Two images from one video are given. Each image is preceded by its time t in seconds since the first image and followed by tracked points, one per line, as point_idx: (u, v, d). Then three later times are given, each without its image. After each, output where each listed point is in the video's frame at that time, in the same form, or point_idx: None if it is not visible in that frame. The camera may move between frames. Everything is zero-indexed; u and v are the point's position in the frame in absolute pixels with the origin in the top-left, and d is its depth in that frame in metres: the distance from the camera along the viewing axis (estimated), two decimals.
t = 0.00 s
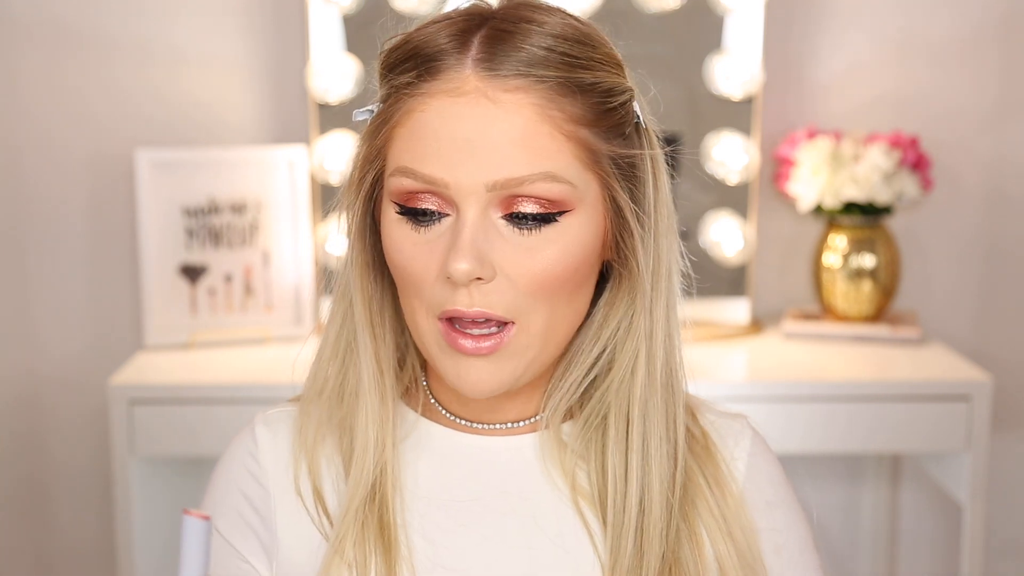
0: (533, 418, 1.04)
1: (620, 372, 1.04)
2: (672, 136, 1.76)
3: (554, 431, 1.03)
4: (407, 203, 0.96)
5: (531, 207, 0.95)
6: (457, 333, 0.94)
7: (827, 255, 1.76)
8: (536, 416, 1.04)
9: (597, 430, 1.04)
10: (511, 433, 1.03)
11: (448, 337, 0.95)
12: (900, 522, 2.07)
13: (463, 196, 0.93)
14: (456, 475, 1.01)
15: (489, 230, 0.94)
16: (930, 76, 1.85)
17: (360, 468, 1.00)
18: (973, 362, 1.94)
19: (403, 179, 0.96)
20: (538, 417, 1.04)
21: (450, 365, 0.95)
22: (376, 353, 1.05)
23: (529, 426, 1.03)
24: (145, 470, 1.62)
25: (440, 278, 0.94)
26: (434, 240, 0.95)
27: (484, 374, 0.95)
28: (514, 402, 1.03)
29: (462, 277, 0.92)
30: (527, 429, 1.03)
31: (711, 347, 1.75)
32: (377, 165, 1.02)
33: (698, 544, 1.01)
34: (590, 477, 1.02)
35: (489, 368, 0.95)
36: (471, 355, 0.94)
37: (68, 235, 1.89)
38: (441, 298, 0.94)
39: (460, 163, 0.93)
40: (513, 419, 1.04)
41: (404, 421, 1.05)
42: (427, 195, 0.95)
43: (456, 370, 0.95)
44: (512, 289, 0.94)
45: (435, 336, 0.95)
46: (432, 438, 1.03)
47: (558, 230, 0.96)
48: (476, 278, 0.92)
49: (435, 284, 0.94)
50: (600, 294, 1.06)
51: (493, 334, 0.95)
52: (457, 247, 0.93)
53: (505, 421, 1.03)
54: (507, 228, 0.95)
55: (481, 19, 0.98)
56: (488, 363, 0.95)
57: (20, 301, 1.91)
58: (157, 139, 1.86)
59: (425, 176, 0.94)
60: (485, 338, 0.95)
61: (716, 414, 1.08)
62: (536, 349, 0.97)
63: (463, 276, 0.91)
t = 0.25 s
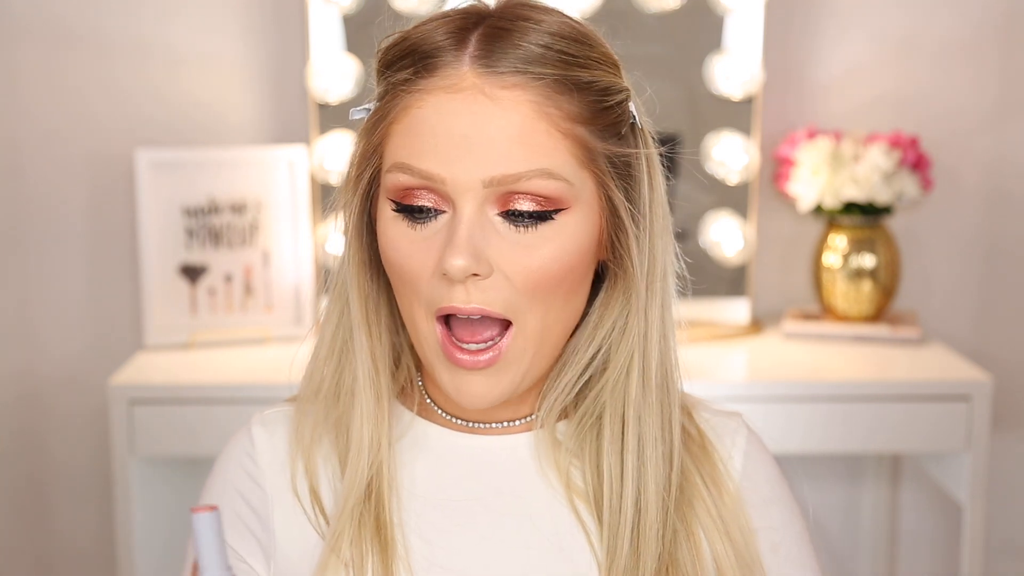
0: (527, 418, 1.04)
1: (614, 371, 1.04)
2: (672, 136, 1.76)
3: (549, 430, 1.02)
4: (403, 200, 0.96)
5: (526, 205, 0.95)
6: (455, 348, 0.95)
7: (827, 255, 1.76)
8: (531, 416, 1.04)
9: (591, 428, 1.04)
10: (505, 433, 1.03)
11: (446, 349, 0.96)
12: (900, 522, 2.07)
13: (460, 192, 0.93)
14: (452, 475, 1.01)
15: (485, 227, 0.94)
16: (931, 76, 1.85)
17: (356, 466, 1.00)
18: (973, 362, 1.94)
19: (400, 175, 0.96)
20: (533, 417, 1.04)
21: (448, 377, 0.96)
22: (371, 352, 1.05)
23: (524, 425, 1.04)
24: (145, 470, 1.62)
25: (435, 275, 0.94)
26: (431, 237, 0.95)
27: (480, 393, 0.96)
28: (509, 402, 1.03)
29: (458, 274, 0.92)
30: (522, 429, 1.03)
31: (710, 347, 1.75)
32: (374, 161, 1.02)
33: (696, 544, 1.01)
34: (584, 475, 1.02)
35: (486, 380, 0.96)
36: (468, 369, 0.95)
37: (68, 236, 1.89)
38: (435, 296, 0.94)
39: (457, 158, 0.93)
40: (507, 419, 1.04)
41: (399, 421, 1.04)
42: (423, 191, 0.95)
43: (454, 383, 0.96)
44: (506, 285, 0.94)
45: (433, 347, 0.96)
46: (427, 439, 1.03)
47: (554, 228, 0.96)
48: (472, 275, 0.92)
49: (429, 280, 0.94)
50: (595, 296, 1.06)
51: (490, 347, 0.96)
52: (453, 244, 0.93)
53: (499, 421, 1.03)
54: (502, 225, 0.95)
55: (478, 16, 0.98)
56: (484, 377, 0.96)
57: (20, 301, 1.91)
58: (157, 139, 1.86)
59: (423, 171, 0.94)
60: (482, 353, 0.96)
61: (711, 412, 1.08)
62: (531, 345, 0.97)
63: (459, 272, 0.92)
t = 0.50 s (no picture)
0: (528, 417, 1.04)
1: (614, 370, 1.05)
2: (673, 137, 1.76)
3: (549, 430, 1.03)
4: (416, 204, 0.96)
5: (542, 209, 0.95)
6: (464, 324, 0.94)
7: (827, 255, 1.76)
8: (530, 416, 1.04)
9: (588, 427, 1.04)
10: (504, 432, 1.03)
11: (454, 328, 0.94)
12: (900, 522, 2.07)
13: (477, 197, 0.93)
14: (449, 474, 1.01)
15: (501, 230, 0.94)
16: (931, 76, 1.85)
17: (353, 464, 1.00)
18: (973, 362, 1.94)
19: (414, 179, 0.95)
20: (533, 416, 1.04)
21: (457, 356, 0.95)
22: (372, 352, 1.05)
23: (525, 424, 1.04)
24: (145, 470, 1.62)
25: (452, 277, 0.94)
26: (446, 241, 0.95)
27: (487, 373, 0.95)
28: (508, 402, 1.04)
29: (477, 278, 0.92)
30: (523, 428, 1.03)
31: (709, 347, 1.75)
32: (380, 165, 1.01)
33: (693, 542, 1.01)
34: (583, 475, 1.02)
35: (496, 364, 0.95)
36: (477, 345, 0.94)
37: (68, 236, 1.89)
38: (452, 297, 0.94)
39: (474, 163, 0.93)
40: (507, 419, 1.04)
41: (399, 420, 1.05)
42: (438, 195, 0.95)
43: (465, 363, 0.95)
44: (522, 288, 0.94)
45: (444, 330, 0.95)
46: (426, 441, 1.03)
47: (568, 232, 0.96)
48: (490, 279, 0.92)
49: (446, 281, 0.94)
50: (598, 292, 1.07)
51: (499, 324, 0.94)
52: (472, 248, 0.93)
53: (499, 421, 1.04)
54: (517, 228, 0.95)
55: (489, 18, 0.97)
56: (491, 358, 0.94)
57: (20, 301, 1.91)
58: (158, 139, 1.86)
59: (438, 176, 0.94)
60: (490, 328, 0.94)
61: (708, 411, 1.08)
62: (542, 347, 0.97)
63: (478, 276, 0.92)
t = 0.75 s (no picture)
0: (539, 413, 1.05)
1: (619, 369, 1.05)
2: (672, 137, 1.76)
3: (556, 427, 1.03)
4: (450, 210, 0.95)
5: (578, 212, 0.95)
6: (497, 334, 0.95)
7: (827, 255, 1.76)
8: (540, 412, 1.05)
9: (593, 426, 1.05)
10: (510, 430, 1.03)
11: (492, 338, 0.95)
12: (900, 522, 2.07)
13: (518, 201, 0.93)
14: (453, 471, 1.01)
15: (541, 234, 0.94)
16: (930, 76, 1.85)
17: (363, 468, 1.00)
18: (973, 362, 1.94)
19: (451, 184, 0.94)
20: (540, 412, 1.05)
21: (487, 364, 0.96)
22: (387, 360, 1.04)
23: (536, 420, 1.04)
24: (145, 470, 1.62)
25: (494, 279, 0.94)
26: (483, 246, 0.95)
27: (521, 380, 0.95)
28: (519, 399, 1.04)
29: (523, 283, 0.92)
30: (535, 423, 1.04)
31: (709, 347, 1.75)
32: (405, 172, 0.98)
33: (692, 532, 1.03)
34: (590, 474, 1.03)
35: (531, 369, 0.95)
36: (511, 355, 0.95)
37: (67, 236, 1.89)
38: (491, 302, 0.94)
39: (516, 168, 0.93)
40: (520, 415, 1.04)
41: (404, 420, 1.04)
42: (475, 200, 0.94)
43: (496, 369, 0.95)
44: (562, 291, 0.95)
45: (472, 341, 0.96)
46: (437, 435, 1.03)
47: (602, 235, 0.97)
48: (534, 283, 0.93)
49: (485, 286, 0.94)
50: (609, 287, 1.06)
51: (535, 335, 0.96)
52: (516, 252, 0.93)
53: (511, 417, 1.04)
54: (555, 232, 0.95)
55: (514, 21, 0.96)
56: (526, 364, 0.95)
57: (20, 301, 1.91)
58: (157, 139, 1.86)
59: (479, 181, 0.93)
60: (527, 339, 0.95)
61: (706, 407, 1.08)
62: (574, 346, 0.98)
63: (524, 281, 0.92)
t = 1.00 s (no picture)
0: (549, 412, 1.05)
1: (626, 367, 1.05)
2: (672, 137, 1.76)
3: (565, 427, 1.03)
4: (463, 209, 0.95)
5: (592, 210, 0.95)
6: (511, 330, 0.94)
7: (827, 255, 1.76)
8: (548, 412, 1.05)
9: (603, 425, 1.05)
10: (520, 430, 1.03)
11: (505, 335, 0.94)
12: (900, 522, 2.07)
13: (533, 200, 0.93)
14: (462, 471, 1.01)
15: (554, 233, 0.94)
16: (930, 76, 1.85)
17: (371, 470, 0.99)
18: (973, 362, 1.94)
19: (465, 183, 0.94)
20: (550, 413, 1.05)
21: (497, 360, 0.95)
22: (396, 359, 1.03)
23: (545, 420, 1.04)
24: (145, 470, 1.62)
25: (507, 279, 0.94)
26: (498, 245, 0.94)
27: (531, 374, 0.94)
28: (529, 399, 1.04)
29: (538, 282, 0.92)
30: (544, 423, 1.04)
31: (710, 347, 1.75)
32: (417, 171, 0.98)
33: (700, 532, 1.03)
34: (600, 476, 1.03)
35: (538, 362, 0.94)
36: (520, 351, 0.94)
37: (67, 236, 1.89)
38: (505, 302, 0.94)
39: (531, 166, 0.92)
40: (529, 415, 1.04)
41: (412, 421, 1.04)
42: (489, 199, 0.94)
43: (506, 367, 0.94)
44: (574, 289, 0.94)
45: (482, 336, 0.95)
46: (448, 435, 1.03)
47: (614, 232, 0.97)
48: (549, 282, 0.93)
49: (500, 285, 0.94)
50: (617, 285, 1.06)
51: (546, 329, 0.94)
52: (530, 251, 0.93)
53: (520, 417, 1.04)
54: (568, 231, 0.95)
55: (525, 20, 0.96)
56: (534, 358, 0.94)
57: (20, 301, 1.91)
58: (158, 139, 1.86)
59: (494, 180, 0.93)
60: (541, 334, 0.94)
61: (714, 409, 1.08)
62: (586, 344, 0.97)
63: (539, 280, 0.92)
